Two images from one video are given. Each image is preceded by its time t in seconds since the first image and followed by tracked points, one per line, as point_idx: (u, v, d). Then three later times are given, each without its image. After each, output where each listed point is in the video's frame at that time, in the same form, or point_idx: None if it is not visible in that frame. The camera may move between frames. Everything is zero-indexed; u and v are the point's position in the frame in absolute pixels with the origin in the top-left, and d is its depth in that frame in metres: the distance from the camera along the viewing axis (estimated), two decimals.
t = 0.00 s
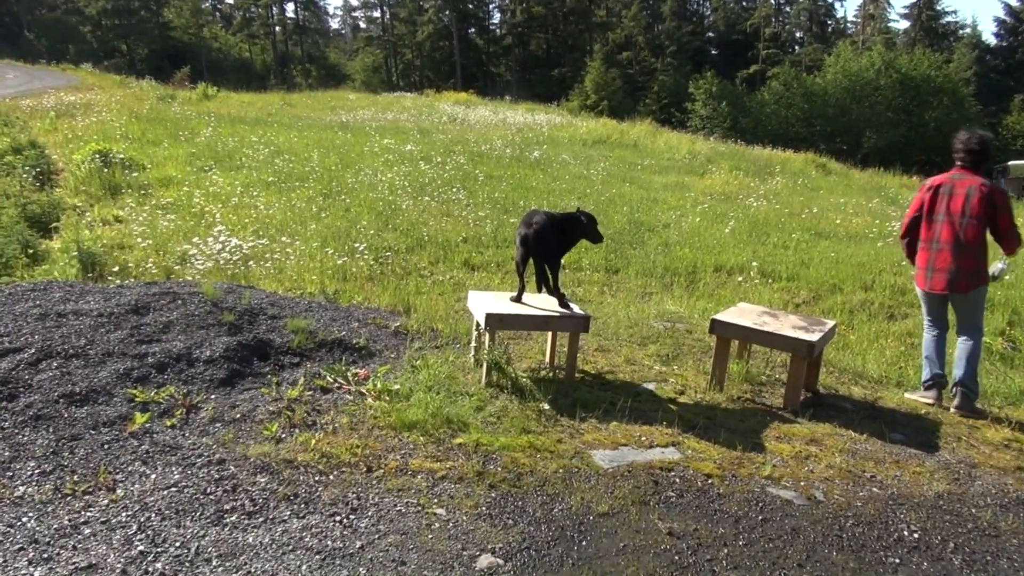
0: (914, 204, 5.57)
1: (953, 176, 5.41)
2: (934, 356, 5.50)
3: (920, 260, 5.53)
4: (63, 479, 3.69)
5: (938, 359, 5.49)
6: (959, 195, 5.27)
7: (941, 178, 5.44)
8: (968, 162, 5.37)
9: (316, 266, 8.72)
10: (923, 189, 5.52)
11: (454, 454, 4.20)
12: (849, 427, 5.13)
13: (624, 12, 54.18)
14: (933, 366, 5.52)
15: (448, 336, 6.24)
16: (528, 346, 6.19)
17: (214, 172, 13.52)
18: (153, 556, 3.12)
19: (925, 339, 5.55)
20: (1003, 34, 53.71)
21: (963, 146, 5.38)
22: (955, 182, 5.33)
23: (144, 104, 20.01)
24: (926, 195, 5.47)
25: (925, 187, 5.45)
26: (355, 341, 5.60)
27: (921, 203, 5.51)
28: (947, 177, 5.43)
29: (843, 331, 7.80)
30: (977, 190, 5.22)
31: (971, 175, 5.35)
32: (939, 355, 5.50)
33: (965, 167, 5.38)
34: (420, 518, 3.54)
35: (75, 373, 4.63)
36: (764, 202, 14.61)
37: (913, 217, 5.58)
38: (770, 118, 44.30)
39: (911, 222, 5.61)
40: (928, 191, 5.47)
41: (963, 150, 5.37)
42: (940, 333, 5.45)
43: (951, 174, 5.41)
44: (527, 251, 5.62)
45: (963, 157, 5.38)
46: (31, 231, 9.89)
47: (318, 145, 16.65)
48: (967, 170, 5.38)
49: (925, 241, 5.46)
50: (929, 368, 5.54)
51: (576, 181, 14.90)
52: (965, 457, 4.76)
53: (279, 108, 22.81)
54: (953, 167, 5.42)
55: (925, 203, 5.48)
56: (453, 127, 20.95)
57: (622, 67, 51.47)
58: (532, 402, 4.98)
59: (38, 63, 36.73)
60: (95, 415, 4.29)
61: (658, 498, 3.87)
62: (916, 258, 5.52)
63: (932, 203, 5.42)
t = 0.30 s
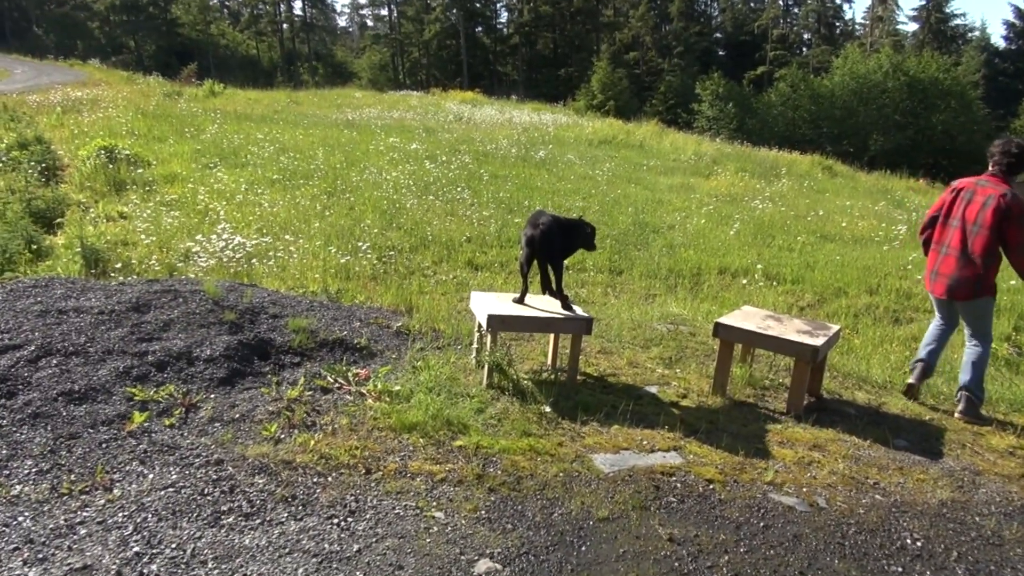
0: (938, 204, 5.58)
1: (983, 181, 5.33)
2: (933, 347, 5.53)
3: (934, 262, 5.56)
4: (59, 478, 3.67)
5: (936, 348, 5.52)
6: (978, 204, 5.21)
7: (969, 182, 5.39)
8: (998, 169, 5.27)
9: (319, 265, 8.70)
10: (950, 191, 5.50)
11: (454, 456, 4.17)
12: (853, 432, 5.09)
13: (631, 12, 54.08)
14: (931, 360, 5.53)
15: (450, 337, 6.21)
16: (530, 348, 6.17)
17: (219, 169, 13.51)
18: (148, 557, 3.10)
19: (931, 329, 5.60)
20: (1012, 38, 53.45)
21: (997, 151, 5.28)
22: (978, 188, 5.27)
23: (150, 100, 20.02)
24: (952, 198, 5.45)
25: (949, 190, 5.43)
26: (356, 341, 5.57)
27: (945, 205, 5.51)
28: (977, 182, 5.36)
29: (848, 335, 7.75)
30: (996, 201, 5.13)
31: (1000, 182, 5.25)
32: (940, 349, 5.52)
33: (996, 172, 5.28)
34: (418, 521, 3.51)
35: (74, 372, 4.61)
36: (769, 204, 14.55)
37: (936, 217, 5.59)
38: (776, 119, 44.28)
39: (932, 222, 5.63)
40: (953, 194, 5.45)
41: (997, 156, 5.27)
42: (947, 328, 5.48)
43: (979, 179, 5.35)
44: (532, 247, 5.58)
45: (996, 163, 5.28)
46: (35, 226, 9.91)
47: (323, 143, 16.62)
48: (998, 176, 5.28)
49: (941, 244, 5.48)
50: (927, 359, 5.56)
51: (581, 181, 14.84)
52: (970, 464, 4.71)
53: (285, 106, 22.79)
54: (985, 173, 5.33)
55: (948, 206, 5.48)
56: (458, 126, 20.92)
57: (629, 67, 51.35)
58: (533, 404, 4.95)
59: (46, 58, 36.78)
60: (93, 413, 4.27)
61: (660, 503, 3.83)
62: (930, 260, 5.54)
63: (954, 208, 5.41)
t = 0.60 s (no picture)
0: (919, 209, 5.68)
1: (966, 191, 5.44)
2: (883, 348, 5.76)
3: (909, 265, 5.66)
4: (32, 482, 3.62)
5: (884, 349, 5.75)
6: (956, 209, 5.31)
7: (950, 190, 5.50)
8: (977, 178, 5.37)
9: (302, 264, 8.64)
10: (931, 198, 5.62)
11: (434, 459, 4.15)
12: (834, 435, 5.11)
13: (618, 14, 54.20)
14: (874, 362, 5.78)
15: (432, 338, 6.18)
16: (513, 350, 6.14)
17: (202, 167, 13.40)
18: (121, 562, 3.06)
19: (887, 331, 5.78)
20: (994, 43, 53.96)
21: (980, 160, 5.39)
22: (956, 196, 5.38)
23: (133, 98, 19.84)
24: (933, 204, 5.55)
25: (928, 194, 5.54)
26: (338, 342, 5.53)
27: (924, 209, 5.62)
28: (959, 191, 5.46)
29: (830, 338, 7.78)
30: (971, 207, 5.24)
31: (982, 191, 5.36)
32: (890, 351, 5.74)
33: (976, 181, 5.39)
34: (396, 525, 3.49)
35: (50, 373, 4.55)
36: (753, 206, 14.61)
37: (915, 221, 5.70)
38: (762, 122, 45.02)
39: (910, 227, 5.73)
40: (934, 200, 5.55)
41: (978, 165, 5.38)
42: (902, 331, 5.65)
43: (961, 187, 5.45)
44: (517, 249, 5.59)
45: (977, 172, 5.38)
46: (13, 224, 9.79)
47: (308, 142, 16.52)
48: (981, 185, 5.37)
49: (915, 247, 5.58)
50: (872, 359, 5.80)
51: (567, 182, 14.84)
52: (949, 467, 4.74)
53: (270, 104, 22.65)
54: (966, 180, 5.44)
55: (928, 211, 5.58)
56: (444, 126, 20.88)
57: (615, 69, 51.43)
58: (514, 406, 4.94)
59: (28, 54, 36.42)
60: (68, 415, 4.21)
61: (640, 507, 3.83)
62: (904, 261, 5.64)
63: (930, 213, 5.51)
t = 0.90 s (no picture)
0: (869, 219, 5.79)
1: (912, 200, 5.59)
2: (851, 356, 5.82)
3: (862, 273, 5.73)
4: (9, 489, 3.58)
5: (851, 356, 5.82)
6: (907, 216, 5.43)
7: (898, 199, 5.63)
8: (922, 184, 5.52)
9: (283, 267, 8.60)
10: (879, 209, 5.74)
11: (417, 463, 4.14)
12: (814, 434, 5.15)
13: (601, 17, 54.40)
14: (844, 369, 5.85)
15: (415, 341, 6.17)
16: (496, 352, 6.15)
17: (183, 170, 13.30)
18: (99, 570, 3.03)
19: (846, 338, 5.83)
20: (971, 46, 54.61)
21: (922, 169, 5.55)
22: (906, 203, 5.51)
23: (113, 100, 19.67)
24: (882, 213, 5.67)
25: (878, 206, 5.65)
26: (320, 345, 5.51)
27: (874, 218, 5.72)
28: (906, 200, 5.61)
29: (811, 339, 7.85)
30: (921, 213, 5.37)
31: (927, 199, 5.52)
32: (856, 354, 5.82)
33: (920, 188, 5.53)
34: (379, 530, 3.47)
35: (27, 378, 4.51)
36: (735, 208, 14.71)
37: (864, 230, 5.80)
38: (743, 124, 44.98)
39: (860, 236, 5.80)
40: (883, 209, 5.67)
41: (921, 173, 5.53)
42: (862, 337, 5.71)
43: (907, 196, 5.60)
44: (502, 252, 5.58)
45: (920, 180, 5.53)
46: None
47: (290, 144, 16.44)
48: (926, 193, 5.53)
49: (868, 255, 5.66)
50: (843, 366, 5.87)
51: (550, 184, 14.88)
52: (927, 466, 4.79)
53: (252, 106, 22.55)
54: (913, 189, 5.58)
55: (878, 219, 5.68)
56: (428, 128, 20.87)
57: (598, 71, 51.58)
58: (497, 408, 4.94)
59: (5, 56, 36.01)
60: (45, 421, 4.17)
61: (623, 508, 3.84)
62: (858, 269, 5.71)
63: (882, 221, 5.61)
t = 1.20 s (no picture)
0: (795, 211, 5.79)
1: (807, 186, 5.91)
2: (804, 351, 5.98)
3: (806, 260, 5.87)
4: None
5: (805, 354, 5.96)
6: (836, 198, 5.83)
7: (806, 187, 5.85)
8: (816, 170, 5.89)
9: (249, 274, 8.50)
10: (797, 199, 5.81)
11: (385, 468, 4.12)
12: (778, 435, 5.23)
13: (568, 22, 54.72)
14: (802, 367, 6.00)
15: (383, 347, 6.15)
16: (464, 357, 6.15)
17: (145, 175, 13.10)
18: None
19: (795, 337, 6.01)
20: (928, 53, 55.90)
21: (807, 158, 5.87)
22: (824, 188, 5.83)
23: (72, 104, 19.32)
24: (808, 202, 5.78)
25: (808, 191, 5.78)
26: (286, 352, 5.46)
27: (804, 208, 5.77)
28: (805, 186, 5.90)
29: (775, 341, 7.96)
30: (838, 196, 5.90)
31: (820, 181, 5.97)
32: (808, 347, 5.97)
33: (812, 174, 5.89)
34: (346, 536, 3.45)
35: None
36: (700, 212, 14.88)
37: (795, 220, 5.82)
38: (709, 129, 45.50)
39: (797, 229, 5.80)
40: (807, 199, 5.78)
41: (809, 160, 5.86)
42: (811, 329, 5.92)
43: (809, 182, 5.89)
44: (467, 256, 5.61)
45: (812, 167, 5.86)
46: None
47: (255, 149, 16.27)
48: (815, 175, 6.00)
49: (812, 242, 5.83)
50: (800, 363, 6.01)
51: (517, 189, 14.92)
52: (888, 464, 4.89)
53: (216, 111, 22.30)
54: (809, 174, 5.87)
55: (808, 210, 5.78)
56: (395, 133, 20.80)
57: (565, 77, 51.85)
58: (465, 413, 4.94)
59: None
60: (2, 433, 4.09)
61: (590, 510, 3.86)
62: (813, 258, 5.82)
63: (819, 211, 5.77)
